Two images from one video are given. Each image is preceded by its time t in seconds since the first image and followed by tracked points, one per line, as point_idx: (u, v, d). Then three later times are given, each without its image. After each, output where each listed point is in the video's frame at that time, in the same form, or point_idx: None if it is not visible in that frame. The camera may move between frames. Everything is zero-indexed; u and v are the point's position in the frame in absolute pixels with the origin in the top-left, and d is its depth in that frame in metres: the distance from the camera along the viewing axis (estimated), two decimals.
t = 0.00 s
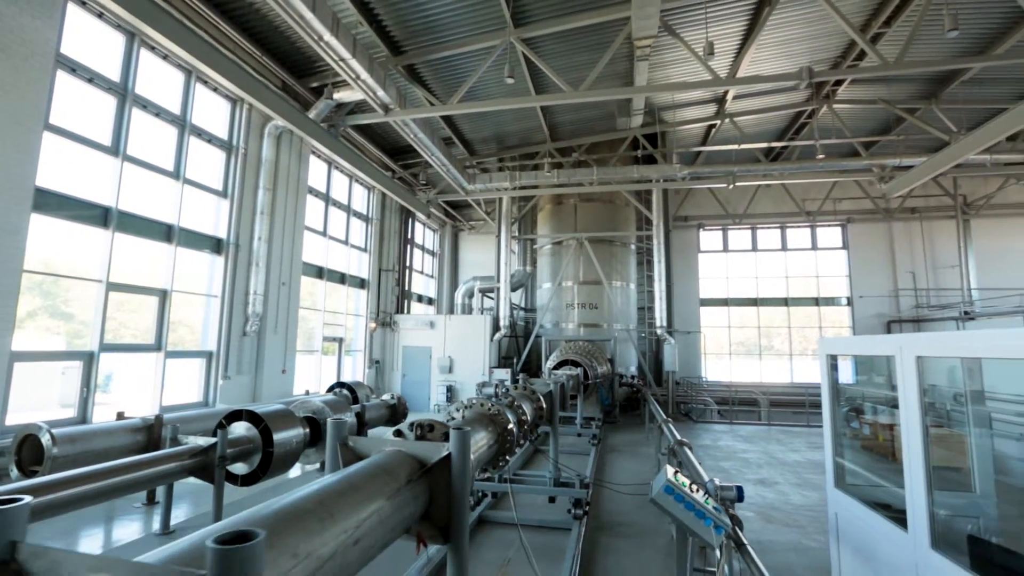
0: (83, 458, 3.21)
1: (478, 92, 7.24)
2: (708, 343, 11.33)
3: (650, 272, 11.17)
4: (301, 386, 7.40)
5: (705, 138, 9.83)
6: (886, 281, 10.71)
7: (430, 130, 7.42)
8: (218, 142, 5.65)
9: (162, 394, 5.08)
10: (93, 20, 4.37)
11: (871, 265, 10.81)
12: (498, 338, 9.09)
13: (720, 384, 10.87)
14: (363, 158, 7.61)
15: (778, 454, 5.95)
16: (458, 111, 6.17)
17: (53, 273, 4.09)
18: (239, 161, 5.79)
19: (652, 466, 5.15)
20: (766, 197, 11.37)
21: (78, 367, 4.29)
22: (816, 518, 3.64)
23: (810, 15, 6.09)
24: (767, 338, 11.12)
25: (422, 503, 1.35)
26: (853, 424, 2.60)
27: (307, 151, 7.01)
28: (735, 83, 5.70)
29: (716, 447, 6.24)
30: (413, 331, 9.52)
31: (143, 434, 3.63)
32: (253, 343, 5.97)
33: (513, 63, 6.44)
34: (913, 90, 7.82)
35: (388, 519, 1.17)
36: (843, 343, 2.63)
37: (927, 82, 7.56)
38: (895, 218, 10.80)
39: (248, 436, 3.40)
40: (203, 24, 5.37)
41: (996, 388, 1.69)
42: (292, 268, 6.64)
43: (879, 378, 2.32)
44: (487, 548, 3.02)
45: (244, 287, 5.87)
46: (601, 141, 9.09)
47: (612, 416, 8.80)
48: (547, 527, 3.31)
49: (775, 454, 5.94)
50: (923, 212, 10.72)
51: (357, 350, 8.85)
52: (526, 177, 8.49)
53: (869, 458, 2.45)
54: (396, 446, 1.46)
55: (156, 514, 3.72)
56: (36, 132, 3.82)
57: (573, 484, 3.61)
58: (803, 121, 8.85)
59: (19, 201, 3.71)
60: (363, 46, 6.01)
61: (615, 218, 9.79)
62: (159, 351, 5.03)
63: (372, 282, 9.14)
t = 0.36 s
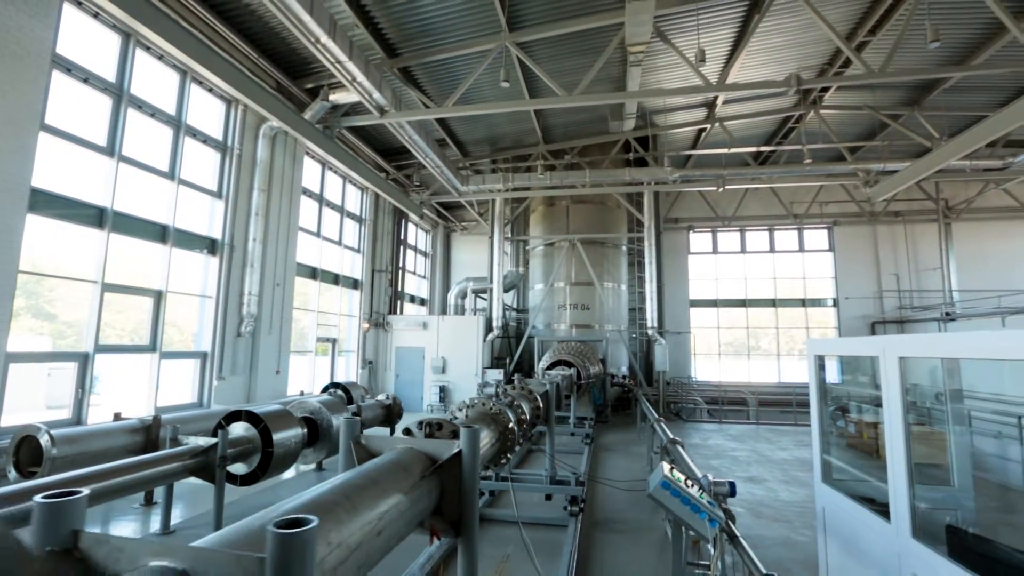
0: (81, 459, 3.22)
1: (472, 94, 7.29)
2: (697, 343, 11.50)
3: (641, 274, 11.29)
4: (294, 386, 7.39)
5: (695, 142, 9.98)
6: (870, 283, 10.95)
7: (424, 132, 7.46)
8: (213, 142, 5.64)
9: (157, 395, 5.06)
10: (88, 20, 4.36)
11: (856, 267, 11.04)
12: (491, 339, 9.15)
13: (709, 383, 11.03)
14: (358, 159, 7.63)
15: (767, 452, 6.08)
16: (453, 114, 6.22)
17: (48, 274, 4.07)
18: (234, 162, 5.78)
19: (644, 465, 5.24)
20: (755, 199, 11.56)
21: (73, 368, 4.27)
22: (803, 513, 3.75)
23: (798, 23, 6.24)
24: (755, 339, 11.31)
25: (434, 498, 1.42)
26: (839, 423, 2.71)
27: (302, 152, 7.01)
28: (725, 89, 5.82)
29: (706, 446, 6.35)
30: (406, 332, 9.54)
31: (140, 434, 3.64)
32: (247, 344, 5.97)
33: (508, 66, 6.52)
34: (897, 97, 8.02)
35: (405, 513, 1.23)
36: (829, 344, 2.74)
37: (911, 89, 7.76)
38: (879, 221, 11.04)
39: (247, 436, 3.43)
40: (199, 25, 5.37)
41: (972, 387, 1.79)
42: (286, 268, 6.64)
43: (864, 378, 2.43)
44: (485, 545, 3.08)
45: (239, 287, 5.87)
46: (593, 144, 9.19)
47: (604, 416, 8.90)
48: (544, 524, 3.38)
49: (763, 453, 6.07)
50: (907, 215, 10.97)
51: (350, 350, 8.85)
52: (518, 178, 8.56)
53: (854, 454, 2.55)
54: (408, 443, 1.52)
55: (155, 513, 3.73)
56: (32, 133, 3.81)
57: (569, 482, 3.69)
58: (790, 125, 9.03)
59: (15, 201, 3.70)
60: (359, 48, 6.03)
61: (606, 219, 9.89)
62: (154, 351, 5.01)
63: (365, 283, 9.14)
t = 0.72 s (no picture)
0: (77, 461, 3.21)
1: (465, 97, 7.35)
2: (686, 343, 11.67)
3: (631, 275, 11.43)
4: (286, 387, 7.37)
5: (684, 145, 10.14)
6: (854, 284, 11.21)
7: (417, 134, 7.50)
8: (205, 143, 5.63)
9: (149, 397, 5.04)
10: (81, 20, 4.34)
11: (840, 269, 11.30)
12: (482, 340, 9.22)
13: (697, 383, 11.20)
14: (350, 160, 7.64)
15: (753, 450, 6.22)
16: (446, 117, 6.27)
17: (40, 275, 4.05)
18: (227, 163, 5.78)
19: (635, 463, 5.35)
20: (742, 202, 11.77)
21: (65, 369, 4.25)
22: (789, 509, 3.88)
23: (784, 31, 6.40)
24: (741, 339, 11.51)
25: (442, 494, 1.48)
26: (823, 421, 2.82)
27: (294, 153, 7.00)
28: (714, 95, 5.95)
29: (695, 445, 6.49)
30: (398, 332, 9.55)
31: (135, 436, 3.64)
32: (240, 345, 5.95)
33: (501, 69, 6.59)
34: (879, 103, 8.24)
35: (416, 509, 1.30)
36: (813, 345, 2.85)
37: (892, 96, 7.98)
38: (862, 224, 11.31)
39: (245, 437, 3.45)
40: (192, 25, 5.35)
41: (948, 386, 1.90)
42: (279, 269, 6.63)
43: (847, 377, 2.54)
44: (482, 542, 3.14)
45: (231, 288, 5.86)
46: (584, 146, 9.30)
47: (594, 416, 9.01)
48: (539, 522, 3.45)
49: (750, 451, 6.21)
50: (889, 218, 11.25)
51: (342, 351, 8.84)
52: (510, 181, 8.63)
53: (837, 451, 2.67)
54: (416, 442, 1.58)
55: (150, 514, 3.73)
56: (24, 133, 3.78)
57: (562, 480, 3.76)
58: (776, 130, 9.21)
59: (8, 202, 3.68)
60: (353, 50, 6.06)
61: (597, 221, 10.00)
62: (146, 353, 4.99)
63: (356, 283, 9.14)
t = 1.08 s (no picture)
0: (74, 464, 3.22)
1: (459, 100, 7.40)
2: (675, 344, 11.82)
3: (622, 277, 11.56)
4: (278, 389, 7.36)
5: (674, 149, 10.29)
6: (839, 287, 11.45)
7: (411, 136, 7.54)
8: (199, 145, 5.63)
9: (143, 400, 5.02)
10: (75, 22, 4.33)
11: (825, 271, 11.53)
12: (475, 341, 9.29)
13: (687, 384, 11.35)
14: (343, 162, 7.66)
15: (742, 449, 6.36)
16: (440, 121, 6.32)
17: (33, 277, 4.03)
18: (221, 165, 5.78)
19: (627, 463, 5.44)
20: (730, 206, 11.96)
21: (59, 372, 4.23)
22: (776, 506, 3.99)
23: (771, 40, 6.55)
24: (730, 340, 11.69)
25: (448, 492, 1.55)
26: (810, 420, 2.92)
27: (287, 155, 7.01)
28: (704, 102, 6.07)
29: (685, 444, 6.61)
30: (390, 333, 9.57)
31: (132, 439, 3.65)
32: (234, 348, 5.95)
33: (495, 74, 6.65)
34: (863, 110, 8.44)
35: (426, 506, 1.37)
36: (800, 347, 2.96)
37: (876, 103, 8.18)
38: (847, 227, 11.55)
39: (242, 439, 3.47)
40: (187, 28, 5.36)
41: (927, 387, 2.00)
42: (272, 271, 6.63)
43: (831, 377, 2.65)
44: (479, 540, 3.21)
45: (225, 290, 5.85)
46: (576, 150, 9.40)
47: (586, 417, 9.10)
48: (535, 520, 3.53)
49: (739, 450, 6.34)
50: (872, 222, 11.51)
51: (335, 353, 8.84)
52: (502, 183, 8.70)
53: (822, 449, 2.77)
54: (422, 443, 1.65)
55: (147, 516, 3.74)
56: (18, 135, 3.76)
57: (557, 479, 3.84)
58: (764, 135, 9.39)
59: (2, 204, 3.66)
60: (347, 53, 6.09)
61: (588, 224, 10.11)
62: (140, 356, 4.98)
63: (349, 285, 9.15)
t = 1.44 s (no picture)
0: (69, 466, 3.23)
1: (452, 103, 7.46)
2: (664, 345, 11.96)
3: (612, 279, 11.68)
4: (270, 390, 7.34)
5: (664, 152, 10.44)
6: (823, 289, 11.69)
7: (403, 138, 7.57)
8: (192, 146, 5.62)
9: (135, 402, 5.00)
10: (68, 22, 4.32)
11: (811, 273, 11.77)
12: (466, 342, 9.35)
13: (676, 384, 11.51)
14: (335, 163, 7.66)
15: (729, 448, 6.50)
16: (433, 124, 6.37)
17: (24, 279, 4.00)
18: (213, 166, 5.77)
19: (618, 462, 5.54)
20: (718, 208, 12.16)
21: (51, 375, 4.21)
22: (762, 503, 4.11)
23: (758, 47, 6.70)
24: (718, 340, 11.88)
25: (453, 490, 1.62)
26: (795, 419, 3.04)
27: (280, 155, 7.01)
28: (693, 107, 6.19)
29: (674, 443, 6.73)
30: (382, 334, 9.58)
31: (128, 441, 3.65)
32: (226, 349, 5.94)
33: (488, 77, 6.71)
34: (847, 116, 8.64)
35: (432, 504, 1.43)
36: (786, 348, 3.07)
37: (860, 109, 8.39)
38: (832, 230, 11.79)
39: (240, 440, 3.50)
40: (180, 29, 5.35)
41: (905, 386, 2.10)
42: (264, 273, 6.63)
43: (816, 377, 2.76)
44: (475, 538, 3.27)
45: (217, 291, 5.85)
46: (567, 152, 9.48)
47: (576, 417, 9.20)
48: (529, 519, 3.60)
49: (726, 448, 6.48)
50: (856, 225, 11.77)
51: (326, 353, 8.82)
52: (494, 185, 8.77)
53: (807, 447, 2.88)
54: (426, 443, 1.72)
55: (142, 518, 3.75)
56: (11, 137, 3.73)
57: (551, 478, 3.91)
58: (751, 139, 9.57)
59: None
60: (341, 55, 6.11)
61: (579, 226, 10.21)
62: (133, 357, 4.97)
63: (341, 286, 9.15)
